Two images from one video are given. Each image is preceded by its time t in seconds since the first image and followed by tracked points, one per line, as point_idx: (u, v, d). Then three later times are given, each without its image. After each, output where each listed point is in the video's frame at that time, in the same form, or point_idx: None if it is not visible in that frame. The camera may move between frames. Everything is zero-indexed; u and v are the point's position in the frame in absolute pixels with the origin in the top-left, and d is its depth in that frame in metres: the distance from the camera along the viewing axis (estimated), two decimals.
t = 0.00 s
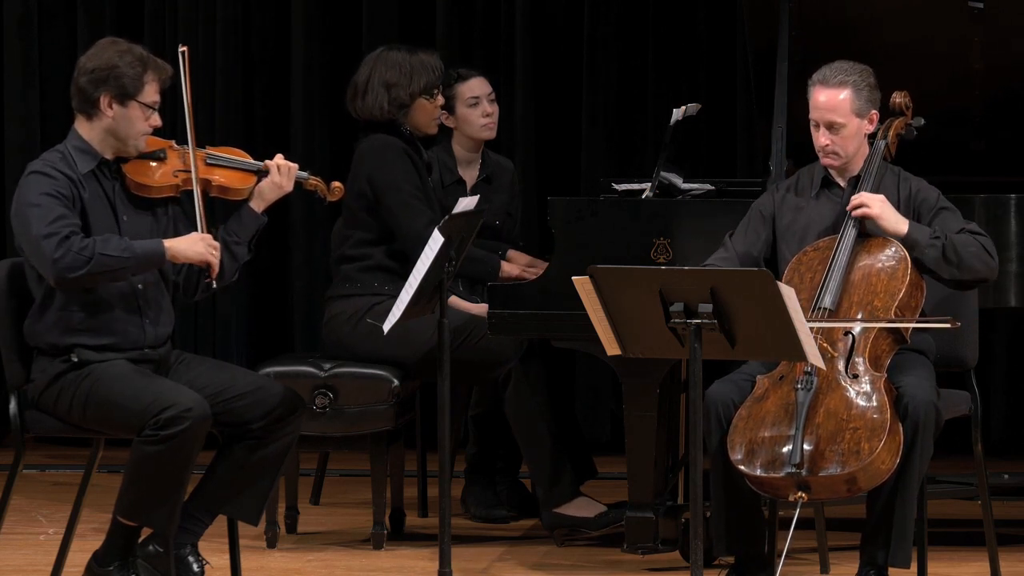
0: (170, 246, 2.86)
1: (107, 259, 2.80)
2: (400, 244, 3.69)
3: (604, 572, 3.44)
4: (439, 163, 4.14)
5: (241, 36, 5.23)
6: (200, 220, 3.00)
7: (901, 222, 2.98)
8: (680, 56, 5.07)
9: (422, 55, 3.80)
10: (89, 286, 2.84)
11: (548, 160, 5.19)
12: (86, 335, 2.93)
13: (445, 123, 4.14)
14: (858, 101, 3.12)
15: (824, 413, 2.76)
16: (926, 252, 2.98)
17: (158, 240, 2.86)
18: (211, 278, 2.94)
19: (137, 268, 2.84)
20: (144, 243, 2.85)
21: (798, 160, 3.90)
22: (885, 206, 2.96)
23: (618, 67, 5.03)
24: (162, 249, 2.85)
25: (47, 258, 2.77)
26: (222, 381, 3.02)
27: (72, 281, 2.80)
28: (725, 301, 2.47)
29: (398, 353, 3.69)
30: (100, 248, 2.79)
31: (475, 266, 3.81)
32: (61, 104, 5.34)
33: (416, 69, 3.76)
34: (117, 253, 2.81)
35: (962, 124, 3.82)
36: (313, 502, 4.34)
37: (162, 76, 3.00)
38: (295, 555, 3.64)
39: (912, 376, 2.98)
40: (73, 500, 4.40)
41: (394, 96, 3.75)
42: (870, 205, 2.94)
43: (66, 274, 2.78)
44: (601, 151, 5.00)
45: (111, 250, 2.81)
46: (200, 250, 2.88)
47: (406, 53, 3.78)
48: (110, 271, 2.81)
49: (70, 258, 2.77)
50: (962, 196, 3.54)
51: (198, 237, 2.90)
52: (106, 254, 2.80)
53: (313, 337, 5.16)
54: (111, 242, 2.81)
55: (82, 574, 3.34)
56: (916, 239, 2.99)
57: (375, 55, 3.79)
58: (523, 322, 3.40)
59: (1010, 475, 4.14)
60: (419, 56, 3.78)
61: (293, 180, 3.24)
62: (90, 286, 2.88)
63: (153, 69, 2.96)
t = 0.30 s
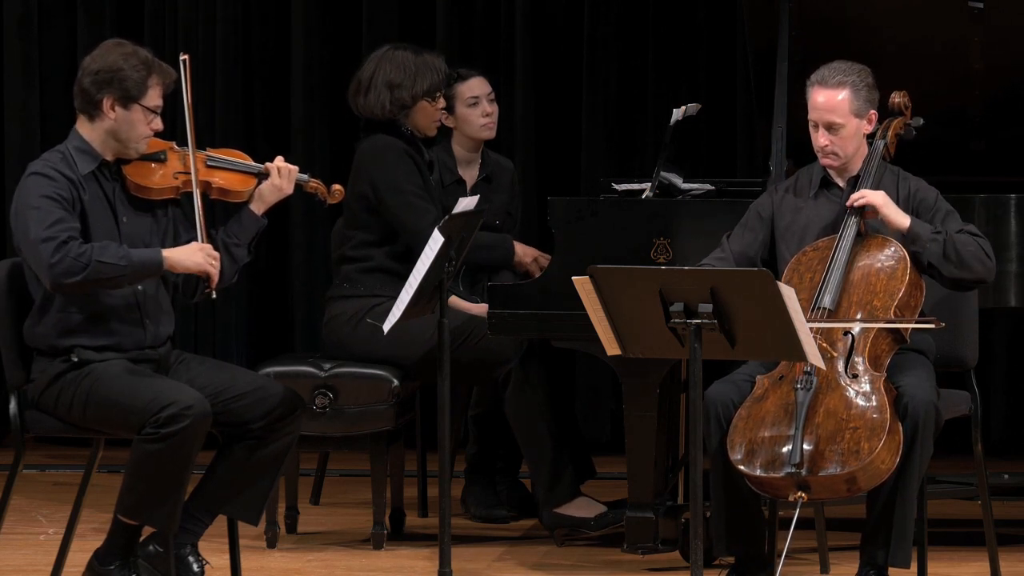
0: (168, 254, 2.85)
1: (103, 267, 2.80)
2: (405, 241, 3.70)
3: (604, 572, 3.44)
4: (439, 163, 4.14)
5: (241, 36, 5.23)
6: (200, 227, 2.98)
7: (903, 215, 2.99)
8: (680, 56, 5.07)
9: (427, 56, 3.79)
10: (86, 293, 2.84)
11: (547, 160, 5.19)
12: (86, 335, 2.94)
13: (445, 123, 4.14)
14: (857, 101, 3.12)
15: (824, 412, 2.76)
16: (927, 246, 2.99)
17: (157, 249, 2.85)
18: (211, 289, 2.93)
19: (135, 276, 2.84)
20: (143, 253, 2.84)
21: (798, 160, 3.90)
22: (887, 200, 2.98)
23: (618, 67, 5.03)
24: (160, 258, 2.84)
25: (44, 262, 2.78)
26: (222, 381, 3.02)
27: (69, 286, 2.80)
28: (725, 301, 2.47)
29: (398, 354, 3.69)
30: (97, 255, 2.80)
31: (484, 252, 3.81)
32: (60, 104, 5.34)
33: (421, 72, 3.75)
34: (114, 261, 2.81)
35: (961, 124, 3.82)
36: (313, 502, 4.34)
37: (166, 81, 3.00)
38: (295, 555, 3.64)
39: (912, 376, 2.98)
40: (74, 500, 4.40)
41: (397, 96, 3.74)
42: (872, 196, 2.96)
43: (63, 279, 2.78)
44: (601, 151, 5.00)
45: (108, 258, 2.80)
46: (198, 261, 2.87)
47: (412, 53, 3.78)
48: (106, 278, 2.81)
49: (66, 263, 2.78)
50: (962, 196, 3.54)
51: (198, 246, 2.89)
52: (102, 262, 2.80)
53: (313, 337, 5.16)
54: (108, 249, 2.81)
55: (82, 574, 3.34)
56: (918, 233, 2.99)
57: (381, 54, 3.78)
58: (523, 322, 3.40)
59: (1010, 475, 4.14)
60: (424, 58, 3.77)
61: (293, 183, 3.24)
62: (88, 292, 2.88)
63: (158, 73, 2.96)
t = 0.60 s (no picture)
0: (167, 270, 2.84)
1: (100, 279, 2.80)
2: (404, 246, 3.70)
3: (604, 572, 3.44)
4: (439, 163, 4.14)
5: (241, 36, 5.23)
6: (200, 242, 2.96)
7: (902, 219, 2.98)
8: (680, 56, 5.07)
9: (439, 63, 3.79)
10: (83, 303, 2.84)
11: (547, 160, 5.19)
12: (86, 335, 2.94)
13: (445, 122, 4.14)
14: (856, 102, 3.11)
15: (824, 412, 2.76)
16: (925, 252, 2.98)
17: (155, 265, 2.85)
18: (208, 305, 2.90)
19: (131, 289, 2.83)
20: (141, 267, 2.84)
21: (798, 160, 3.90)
22: (885, 204, 2.96)
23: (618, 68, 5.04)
24: (158, 273, 2.84)
25: (41, 269, 2.78)
26: (222, 381, 3.02)
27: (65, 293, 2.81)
28: (725, 301, 2.47)
29: (398, 354, 3.69)
30: (93, 266, 2.80)
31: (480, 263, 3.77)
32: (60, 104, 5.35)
33: (428, 77, 3.73)
34: (110, 273, 2.81)
35: (962, 124, 3.82)
36: (313, 502, 4.34)
37: (173, 88, 2.99)
38: (295, 555, 3.64)
39: (912, 376, 2.98)
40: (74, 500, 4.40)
41: (400, 99, 3.73)
42: (870, 201, 2.94)
43: (58, 288, 2.79)
44: (601, 151, 5.00)
45: (104, 269, 2.81)
46: (195, 276, 2.85)
47: (424, 57, 3.78)
48: (102, 290, 2.81)
49: (63, 273, 2.78)
50: (961, 196, 3.54)
51: (194, 262, 2.86)
52: (99, 274, 2.80)
53: (313, 337, 5.16)
54: (105, 261, 2.81)
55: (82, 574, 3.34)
56: (916, 237, 2.99)
57: (395, 51, 3.78)
58: (523, 322, 3.40)
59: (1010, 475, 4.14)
60: (434, 64, 3.77)
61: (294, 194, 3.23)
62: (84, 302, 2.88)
63: (166, 80, 2.96)
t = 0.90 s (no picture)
0: (165, 279, 2.82)
1: (99, 285, 2.80)
2: (400, 245, 3.68)
3: (604, 572, 3.44)
4: (439, 163, 4.14)
5: (241, 36, 5.23)
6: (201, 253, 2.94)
7: (902, 220, 2.97)
8: (680, 56, 5.06)
9: (437, 63, 3.79)
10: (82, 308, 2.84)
11: (547, 160, 5.19)
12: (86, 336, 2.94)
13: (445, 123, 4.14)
14: (856, 101, 3.12)
15: (824, 412, 2.76)
16: (925, 252, 2.98)
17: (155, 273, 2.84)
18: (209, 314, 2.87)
19: (131, 297, 2.83)
20: (141, 274, 2.84)
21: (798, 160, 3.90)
22: (885, 206, 2.96)
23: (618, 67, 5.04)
24: (157, 282, 2.83)
25: (40, 273, 2.79)
26: (221, 381, 3.02)
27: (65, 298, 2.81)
28: (726, 301, 2.47)
29: (398, 354, 3.69)
30: (92, 273, 2.80)
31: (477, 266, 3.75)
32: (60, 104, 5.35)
33: (427, 79, 3.73)
34: (110, 280, 2.81)
35: (962, 124, 3.82)
36: (313, 502, 4.34)
37: (176, 89, 2.99)
38: (295, 554, 3.64)
39: (911, 375, 2.98)
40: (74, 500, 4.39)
41: (401, 102, 3.73)
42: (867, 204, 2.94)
43: (57, 293, 2.79)
44: (601, 151, 5.00)
45: (103, 277, 2.81)
46: (195, 287, 2.82)
47: (422, 58, 3.78)
48: (102, 298, 2.82)
49: (62, 278, 2.78)
50: (961, 195, 3.54)
51: (194, 270, 2.84)
52: (98, 280, 2.80)
53: (313, 337, 5.16)
54: (104, 268, 2.81)
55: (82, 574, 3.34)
56: (916, 238, 2.99)
57: (393, 53, 3.78)
58: (523, 322, 3.40)
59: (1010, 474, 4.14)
60: (432, 64, 3.77)
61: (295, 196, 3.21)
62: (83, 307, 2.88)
63: (168, 80, 2.96)
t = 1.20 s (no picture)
0: (165, 282, 2.82)
1: (99, 286, 2.80)
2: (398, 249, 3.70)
3: (604, 572, 3.44)
4: (440, 163, 4.15)
5: (241, 36, 5.23)
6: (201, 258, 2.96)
7: (903, 215, 2.98)
8: (680, 56, 5.06)
9: (428, 58, 3.79)
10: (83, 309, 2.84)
11: (547, 160, 5.19)
12: (87, 336, 2.94)
13: (445, 123, 4.14)
14: (856, 100, 3.11)
15: (824, 413, 2.76)
16: (925, 248, 2.98)
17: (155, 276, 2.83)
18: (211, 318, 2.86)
19: (131, 299, 2.83)
20: (141, 276, 2.83)
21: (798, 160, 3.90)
22: (886, 201, 2.97)
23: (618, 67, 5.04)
24: (157, 285, 2.82)
25: (40, 274, 2.79)
26: (221, 381, 3.02)
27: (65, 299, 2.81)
28: (725, 301, 2.47)
29: (398, 354, 3.69)
30: (93, 273, 2.80)
31: (479, 265, 3.74)
32: (60, 104, 5.35)
33: (420, 75, 3.74)
34: (110, 281, 2.81)
35: (963, 124, 3.82)
36: (313, 502, 4.34)
37: (171, 82, 2.99)
38: (295, 554, 3.64)
39: (911, 375, 2.98)
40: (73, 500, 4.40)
41: (397, 102, 3.74)
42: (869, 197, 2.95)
43: (56, 295, 2.79)
44: (601, 151, 5.00)
45: (103, 278, 2.80)
46: (195, 287, 2.83)
47: (413, 55, 3.77)
48: (101, 300, 2.82)
49: (61, 279, 2.78)
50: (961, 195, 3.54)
51: (195, 273, 2.84)
52: (98, 282, 2.80)
53: (313, 337, 5.16)
54: (104, 269, 2.81)
55: (82, 574, 3.34)
56: (916, 234, 2.98)
57: (382, 54, 3.77)
58: (523, 322, 3.40)
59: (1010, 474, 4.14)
60: (423, 59, 3.77)
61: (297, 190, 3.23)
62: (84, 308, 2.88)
63: (163, 74, 2.96)
